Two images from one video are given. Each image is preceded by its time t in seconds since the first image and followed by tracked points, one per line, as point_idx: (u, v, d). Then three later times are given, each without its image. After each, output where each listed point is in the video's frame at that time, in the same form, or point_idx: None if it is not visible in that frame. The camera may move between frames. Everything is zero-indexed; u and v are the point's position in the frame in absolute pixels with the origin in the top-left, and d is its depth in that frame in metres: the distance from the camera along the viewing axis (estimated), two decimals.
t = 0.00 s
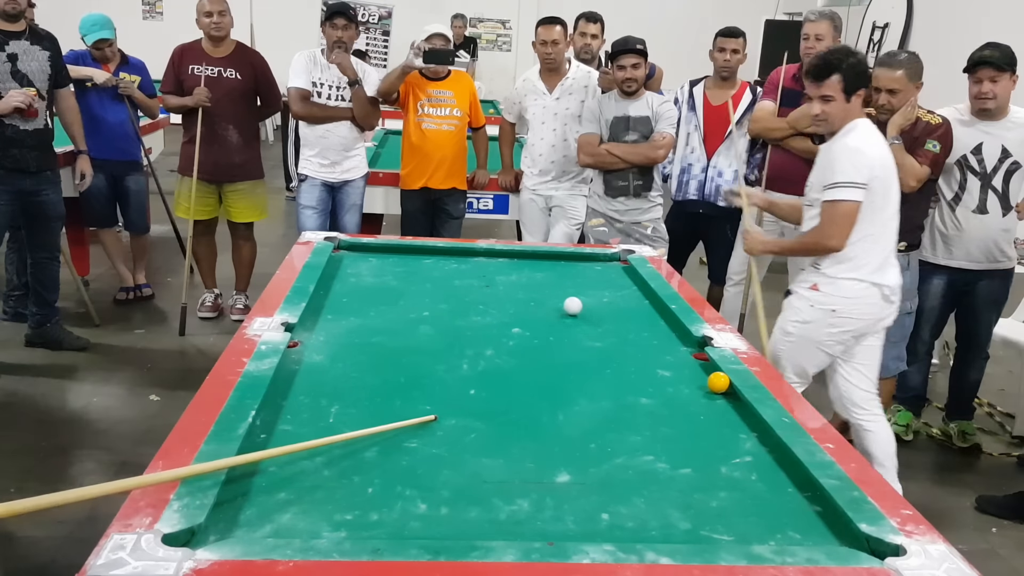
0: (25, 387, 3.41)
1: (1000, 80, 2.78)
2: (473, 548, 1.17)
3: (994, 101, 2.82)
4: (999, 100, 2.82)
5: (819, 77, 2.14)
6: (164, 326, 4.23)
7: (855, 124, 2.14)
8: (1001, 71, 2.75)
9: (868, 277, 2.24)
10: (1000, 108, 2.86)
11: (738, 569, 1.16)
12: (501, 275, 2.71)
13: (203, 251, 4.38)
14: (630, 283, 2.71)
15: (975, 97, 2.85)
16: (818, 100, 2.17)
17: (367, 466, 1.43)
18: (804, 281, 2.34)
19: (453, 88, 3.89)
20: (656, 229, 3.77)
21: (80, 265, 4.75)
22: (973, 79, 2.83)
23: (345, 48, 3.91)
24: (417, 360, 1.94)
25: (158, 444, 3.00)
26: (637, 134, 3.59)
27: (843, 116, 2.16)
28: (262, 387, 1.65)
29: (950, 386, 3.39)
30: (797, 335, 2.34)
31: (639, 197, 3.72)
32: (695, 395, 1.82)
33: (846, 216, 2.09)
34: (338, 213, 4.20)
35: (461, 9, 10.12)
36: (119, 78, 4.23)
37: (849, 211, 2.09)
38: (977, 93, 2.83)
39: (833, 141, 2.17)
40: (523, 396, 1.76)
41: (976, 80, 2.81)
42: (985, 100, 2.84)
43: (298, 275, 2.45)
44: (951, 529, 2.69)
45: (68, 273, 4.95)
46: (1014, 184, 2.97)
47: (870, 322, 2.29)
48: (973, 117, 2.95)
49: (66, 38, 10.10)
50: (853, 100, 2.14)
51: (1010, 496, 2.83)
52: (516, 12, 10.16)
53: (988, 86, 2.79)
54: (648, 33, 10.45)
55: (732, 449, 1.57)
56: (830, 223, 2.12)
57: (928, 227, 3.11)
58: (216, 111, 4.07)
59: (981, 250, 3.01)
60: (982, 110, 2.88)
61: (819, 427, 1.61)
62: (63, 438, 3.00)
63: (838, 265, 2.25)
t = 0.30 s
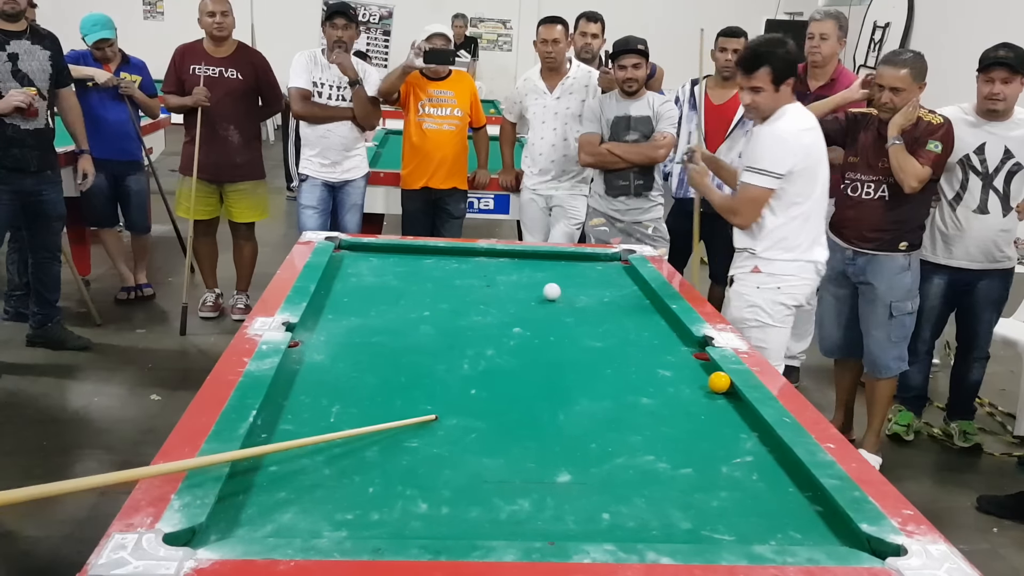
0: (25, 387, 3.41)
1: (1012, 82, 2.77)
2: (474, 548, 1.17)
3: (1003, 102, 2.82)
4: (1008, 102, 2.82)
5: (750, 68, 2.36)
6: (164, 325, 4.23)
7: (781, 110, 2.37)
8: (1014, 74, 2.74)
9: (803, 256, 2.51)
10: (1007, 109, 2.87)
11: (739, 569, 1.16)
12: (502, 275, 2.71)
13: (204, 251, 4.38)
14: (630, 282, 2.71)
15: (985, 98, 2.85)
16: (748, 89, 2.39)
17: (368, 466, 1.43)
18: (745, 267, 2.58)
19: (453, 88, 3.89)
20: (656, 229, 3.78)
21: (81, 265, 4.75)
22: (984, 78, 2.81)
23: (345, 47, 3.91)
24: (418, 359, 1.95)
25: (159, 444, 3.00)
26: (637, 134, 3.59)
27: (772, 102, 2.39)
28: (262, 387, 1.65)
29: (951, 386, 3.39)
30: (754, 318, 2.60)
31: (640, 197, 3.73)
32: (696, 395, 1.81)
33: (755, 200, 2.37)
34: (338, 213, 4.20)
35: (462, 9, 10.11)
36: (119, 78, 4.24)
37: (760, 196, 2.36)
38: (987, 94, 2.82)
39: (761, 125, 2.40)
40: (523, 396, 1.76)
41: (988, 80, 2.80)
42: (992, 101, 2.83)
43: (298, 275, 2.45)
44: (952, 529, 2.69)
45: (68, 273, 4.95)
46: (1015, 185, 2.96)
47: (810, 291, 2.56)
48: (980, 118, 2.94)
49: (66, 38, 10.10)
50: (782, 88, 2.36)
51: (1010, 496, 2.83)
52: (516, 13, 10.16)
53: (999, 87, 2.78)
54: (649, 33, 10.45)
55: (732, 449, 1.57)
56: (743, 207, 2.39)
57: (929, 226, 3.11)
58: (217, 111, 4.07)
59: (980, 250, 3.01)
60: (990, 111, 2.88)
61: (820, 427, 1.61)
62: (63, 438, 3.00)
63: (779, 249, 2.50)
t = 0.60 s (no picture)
0: (25, 387, 3.41)
1: (1016, 83, 2.75)
2: (474, 548, 1.17)
3: (1005, 104, 2.81)
4: (1011, 103, 2.81)
5: (685, 75, 2.60)
6: (165, 326, 4.23)
7: (715, 112, 2.63)
8: (1018, 76, 2.72)
9: (733, 248, 2.83)
10: (1010, 110, 2.86)
11: (739, 569, 1.16)
12: (503, 275, 2.71)
13: (205, 251, 4.38)
14: (631, 283, 2.71)
15: (988, 98, 2.83)
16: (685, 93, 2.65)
17: (368, 466, 1.43)
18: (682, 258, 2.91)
19: (454, 88, 3.89)
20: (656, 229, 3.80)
21: (81, 265, 4.75)
22: (987, 79, 2.80)
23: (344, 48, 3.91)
24: (418, 359, 1.95)
25: (159, 444, 3.00)
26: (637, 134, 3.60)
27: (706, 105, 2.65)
28: (263, 387, 1.65)
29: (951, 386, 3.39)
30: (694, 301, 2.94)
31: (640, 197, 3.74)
32: (696, 395, 1.81)
33: (689, 195, 2.66)
34: (338, 213, 4.20)
35: (462, 9, 10.11)
36: (119, 78, 4.24)
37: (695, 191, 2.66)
38: (990, 95, 2.81)
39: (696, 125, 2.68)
40: (523, 396, 1.76)
41: (991, 81, 2.78)
42: (995, 101, 2.82)
43: (299, 275, 2.45)
44: (952, 529, 2.69)
45: (69, 273, 4.95)
46: (1016, 186, 2.95)
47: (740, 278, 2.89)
48: (983, 119, 2.93)
49: (67, 38, 10.10)
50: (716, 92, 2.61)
51: (1010, 496, 2.83)
52: (516, 13, 10.16)
53: (1002, 89, 2.77)
54: (649, 33, 10.44)
55: (732, 449, 1.57)
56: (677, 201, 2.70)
57: (929, 226, 3.11)
58: (217, 111, 4.07)
59: (979, 250, 3.01)
60: (992, 111, 2.87)
61: (820, 427, 1.61)
62: (63, 438, 3.00)
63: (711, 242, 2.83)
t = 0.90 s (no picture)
0: (27, 386, 3.42)
1: (1020, 85, 2.75)
2: (475, 548, 1.17)
3: (1009, 105, 2.80)
4: (1015, 104, 2.80)
5: (633, 63, 2.79)
6: (166, 325, 4.23)
7: (655, 97, 2.88)
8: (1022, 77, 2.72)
9: (671, 228, 3.11)
10: (1014, 111, 2.85)
11: (741, 569, 1.16)
12: (504, 275, 2.71)
13: (206, 250, 4.38)
14: (632, 282, 2.71)
15: (992, 99, 2.83)
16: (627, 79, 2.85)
17: (369, 466, 1.43)
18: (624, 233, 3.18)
19: (455, 87, 3.88)
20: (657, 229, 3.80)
21: (83, 265, 4.76)
22: (992, 80, 2.79)
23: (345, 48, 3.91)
24: (420, 359, 1.95)
25: (160, 444, 3.00)
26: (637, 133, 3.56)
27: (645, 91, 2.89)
28: (264, 386, 1.65)
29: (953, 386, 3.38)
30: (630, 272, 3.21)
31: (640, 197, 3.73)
32: (697, 395, 1.81)
33: (648, 176, 2.84)
34: (339, 212, 4.20)
35: (464, 9, 10.11)
36: (122, 78, 4.24)
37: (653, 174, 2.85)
38: (994, 96, 2.80)
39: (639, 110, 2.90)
40: (524, 396, 1.76)
41: (996, 82, 2.78)
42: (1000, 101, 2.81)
43: (300, 275, 2.44)
44: (954, 530, 2.69)
45: (70, 273, 4.95)
46: (1019, 186, 2.94)
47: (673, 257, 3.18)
48: (987, 119, 2.91)
49: (69, 37, 10.10)
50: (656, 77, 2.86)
51: (1012, 496, 2.82)
52: (518, 13, 10.15)
53: (1006, 90, 2.76)
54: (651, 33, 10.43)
55: (733, 449, 1.57)
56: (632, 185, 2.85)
57: (931, 226, 3.11)
58: (221, 111, 4.07)
59: (981, 250, 3.01)
60: (995, 112, 2.86)
61: (821, 427, 1.61)
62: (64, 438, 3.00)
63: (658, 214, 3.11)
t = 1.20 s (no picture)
0: (25, 387, 3.41)
1: (1021, 87, 2.75)
2: (475, 548, 1.17)
3: (1010, 106, 2.80)
4: (1016, 105, 2.81)
5: (548, 77, 2.86)
6: (165, 326, 4.23)
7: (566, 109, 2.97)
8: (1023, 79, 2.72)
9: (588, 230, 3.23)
10: (1015, 112, 2.85)
11: (740, 569, 1.16)
12: (503, 274, 2.71)
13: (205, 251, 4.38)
14: (631, 282, 2.71)
15: (994, 100, 2.83)
16: (542, 93, 2.92)
17: (369, 466, 1.43)
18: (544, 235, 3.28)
19: (454, 87, 3.88)
20: (656, 228, 3.78)
21: (82, 265, 4.76)
22: (993, 81, 2.80)
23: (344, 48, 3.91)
24: (419, 359, 1.95)
25: (159, 445, 3.00)
26: (637, 134, 3.59)
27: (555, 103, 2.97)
28: (263, 387, 1.65)
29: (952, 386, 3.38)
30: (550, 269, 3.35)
31: (639, 197, 3.71)
32: (696, 395, 1.81)
33: (586, 187, 2.97)
34: (337, 212, 4.21)
35: (462, 9, 10.11)
36: (121, 78, 4.24)
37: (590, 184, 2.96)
38: (995, 97, 2.81)
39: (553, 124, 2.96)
40: (523, 396, 1.76)
41: (998, 83, 2.78)
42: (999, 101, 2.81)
43: (299, 275, 2.44)
44: (953, 529, 2.69)
45: (69, 273, 4.95)
46: (1019, 186, 2.94)
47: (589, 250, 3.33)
48: (988, 120, 2.91)
49: (68, 37, 10.10)
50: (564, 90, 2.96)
51: (1011, 496, 2.83)
52: (517, 13, 10.15)
53: (1007, 91, 2.77)
54: (649, 33, 10.43)
55: (732, 449, 1.57)
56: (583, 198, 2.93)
57: (931, 225, 3.12)
58: (223, 113, 4.07)
59: (981, 250, 3.01)
60: (997, 113, 2.87)
61: (820, 427, 1.61)
62: (64, 438, 3.00)
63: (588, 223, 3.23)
